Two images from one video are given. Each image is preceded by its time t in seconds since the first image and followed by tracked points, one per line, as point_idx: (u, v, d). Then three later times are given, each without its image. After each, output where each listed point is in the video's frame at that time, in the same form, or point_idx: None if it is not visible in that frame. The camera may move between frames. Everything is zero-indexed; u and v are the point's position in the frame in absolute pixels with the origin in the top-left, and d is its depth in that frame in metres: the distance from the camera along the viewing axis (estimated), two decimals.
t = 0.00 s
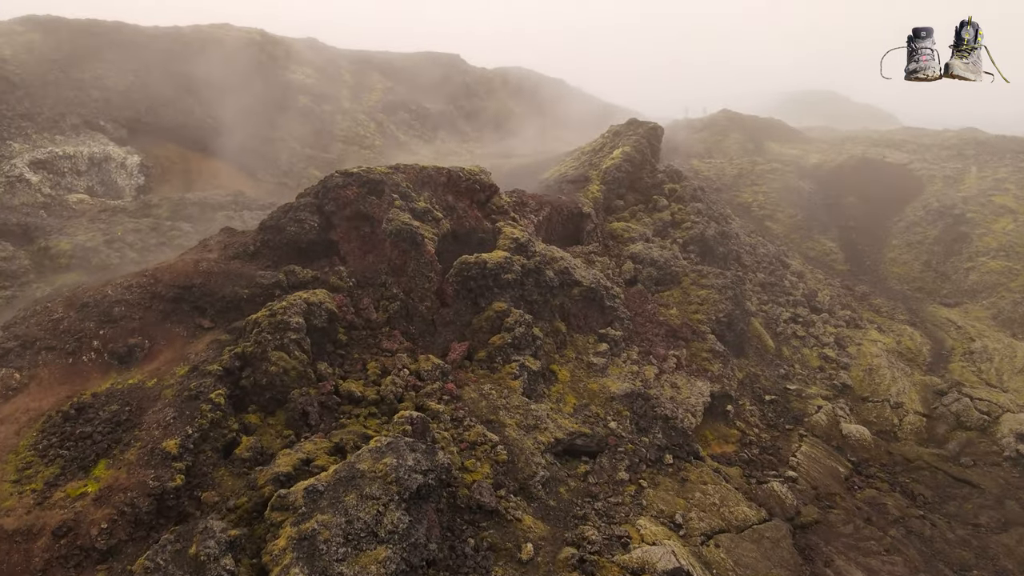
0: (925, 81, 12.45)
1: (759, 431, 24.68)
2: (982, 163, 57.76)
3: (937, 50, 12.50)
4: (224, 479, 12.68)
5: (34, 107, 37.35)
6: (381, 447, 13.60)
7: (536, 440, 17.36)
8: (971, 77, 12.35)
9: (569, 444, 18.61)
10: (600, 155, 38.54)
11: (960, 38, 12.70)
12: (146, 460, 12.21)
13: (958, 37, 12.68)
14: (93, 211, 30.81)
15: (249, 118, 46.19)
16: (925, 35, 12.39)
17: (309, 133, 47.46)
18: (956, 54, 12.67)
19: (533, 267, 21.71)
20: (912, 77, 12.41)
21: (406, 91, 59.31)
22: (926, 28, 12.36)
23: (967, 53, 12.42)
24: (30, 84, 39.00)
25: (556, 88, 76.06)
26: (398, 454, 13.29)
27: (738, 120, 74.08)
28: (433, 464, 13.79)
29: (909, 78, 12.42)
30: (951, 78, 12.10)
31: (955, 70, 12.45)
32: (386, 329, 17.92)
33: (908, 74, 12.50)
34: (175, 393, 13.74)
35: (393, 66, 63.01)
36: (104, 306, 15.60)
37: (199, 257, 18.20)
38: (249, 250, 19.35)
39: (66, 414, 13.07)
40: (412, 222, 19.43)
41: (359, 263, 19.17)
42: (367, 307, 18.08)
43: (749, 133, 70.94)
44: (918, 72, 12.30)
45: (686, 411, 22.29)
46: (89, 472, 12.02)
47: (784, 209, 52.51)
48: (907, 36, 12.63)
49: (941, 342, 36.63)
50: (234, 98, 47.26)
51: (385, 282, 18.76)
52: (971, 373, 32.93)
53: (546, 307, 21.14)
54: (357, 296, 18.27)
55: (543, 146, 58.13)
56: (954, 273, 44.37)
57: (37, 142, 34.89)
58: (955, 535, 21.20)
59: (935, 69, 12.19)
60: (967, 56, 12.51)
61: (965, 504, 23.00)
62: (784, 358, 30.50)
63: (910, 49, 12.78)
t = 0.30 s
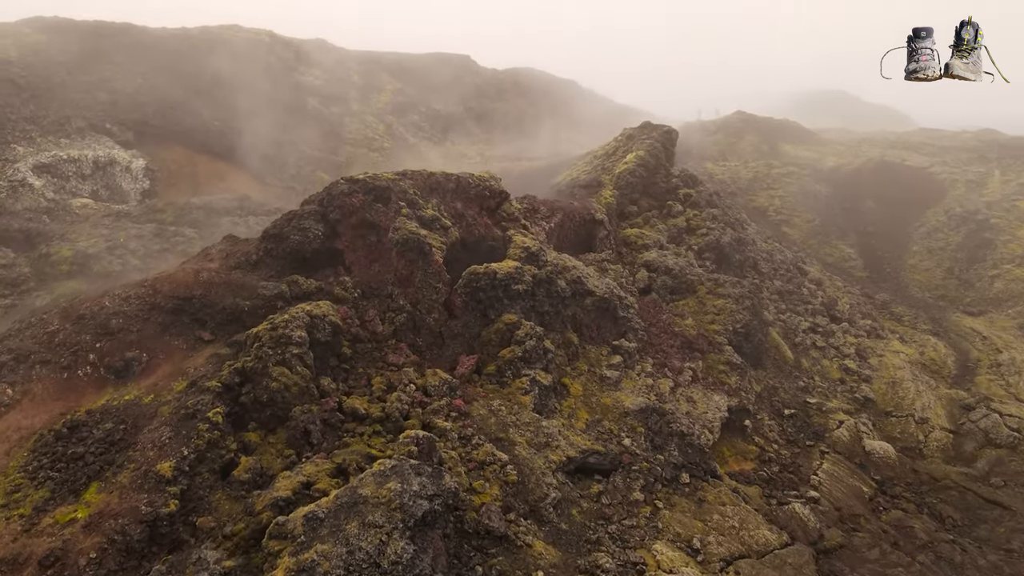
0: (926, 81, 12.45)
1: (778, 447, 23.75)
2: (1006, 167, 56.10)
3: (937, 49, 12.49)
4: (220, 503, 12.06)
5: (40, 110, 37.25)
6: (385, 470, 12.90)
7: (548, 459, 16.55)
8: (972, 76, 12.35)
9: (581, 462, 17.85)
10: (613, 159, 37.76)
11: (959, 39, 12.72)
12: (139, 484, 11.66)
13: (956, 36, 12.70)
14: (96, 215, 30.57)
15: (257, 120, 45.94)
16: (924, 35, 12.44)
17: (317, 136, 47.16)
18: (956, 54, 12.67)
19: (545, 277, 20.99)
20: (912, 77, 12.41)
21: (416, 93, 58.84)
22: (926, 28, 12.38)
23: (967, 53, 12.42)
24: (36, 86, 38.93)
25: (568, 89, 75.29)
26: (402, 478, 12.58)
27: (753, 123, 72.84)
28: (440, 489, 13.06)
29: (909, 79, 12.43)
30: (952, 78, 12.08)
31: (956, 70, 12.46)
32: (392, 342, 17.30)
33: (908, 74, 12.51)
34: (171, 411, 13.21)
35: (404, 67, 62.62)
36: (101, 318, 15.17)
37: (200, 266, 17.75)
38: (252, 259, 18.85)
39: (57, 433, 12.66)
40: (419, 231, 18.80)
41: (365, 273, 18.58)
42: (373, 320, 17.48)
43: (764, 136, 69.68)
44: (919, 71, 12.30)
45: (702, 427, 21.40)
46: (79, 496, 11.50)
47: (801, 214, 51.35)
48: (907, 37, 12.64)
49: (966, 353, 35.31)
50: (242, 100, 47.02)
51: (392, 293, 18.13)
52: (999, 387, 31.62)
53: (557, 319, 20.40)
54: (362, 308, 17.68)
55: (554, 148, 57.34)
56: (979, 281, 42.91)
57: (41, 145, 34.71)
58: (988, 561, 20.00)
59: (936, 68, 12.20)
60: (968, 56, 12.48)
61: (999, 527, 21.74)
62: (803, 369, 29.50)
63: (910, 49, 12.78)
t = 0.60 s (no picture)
0: (925, 81, 12.40)
1: (798, 465, 22.83)
2: None
3: (937, 49, 12.45)
4: (214, 532, 11.45)
5: (43, 114, 37.10)
6: (387, 497, 12.20)
7: (559, 480, 15.67)
8: (972, 76, 12.26)
9: (594, 483, 17.08)
10: (626, 164, 36.95)
11: (959, 38, 12.59)
12: (129, 511, 11.10)
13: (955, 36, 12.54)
14: (99, 221, 30.26)
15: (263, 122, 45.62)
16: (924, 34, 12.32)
17: (324, 138, 46.68)
18: (956, 53, 12.55)
19: (556, 289, 20.27)
20: (912, 77, 12.37)
21: (426, 95, 58.37)
22: (926, 28, 12.33)
23: (967, 53, 12.30)
24: (40, 90, 38.81)
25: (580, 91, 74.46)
26: (406, 507, 11.88)
27: (768, 125, 71.55)
28: (445, 518, 12.35)
29: (909, 79, 12.40)
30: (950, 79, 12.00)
31: (955, 70, 12.36)
32: (398, 356, 16.67)
33: (908, 74, 12.48)
34: (166, 432, 12.72)
35: (413, 69, 62.15)
36: (96, 332, 14.93)
37: (200, 278, 17.41)
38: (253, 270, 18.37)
39: (48, 454, 12.30)
40: (426, 241, 18.16)
41: (371, 285, 18.01)
42: (378, 334, 16.89)
43: (779, 138, 68.41)
44: (918, 72, 12.25)
45: (719, 445, 20.51)
46: (68, 524, 11.00)
47: (818, 219, 50.19)
48: (907, 37, 12.61)
49: (991, 366, 33.99)
50: (247, 102, 46.59)
51: (397, 306, 17.52)
52: None
53: (569, 332, 19.66)
54: (367, 322, 17.10)
55: (565, 151, 56.54)
56: (1005, 289, 41.42)
57: (45, 149, 34.44)
58: None
59: (935, 68, 12.15)
60: (968, 56, 12.37)
61: None
62: (822, 383, 28.52)
63: (910, 49, 12.73)
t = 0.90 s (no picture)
0: (925, 80, 12.79)
1: (814, 486, 21.93)
2: None
3: (937, 49, 12.83)
4: (202, 565, 10.81)
5: (41, 117, 36.65)
6: (385, 528, 11.49)
7: (568, 505, 14.69)
8: (971, 76, 12.66)
9: (602, 507, 16.34)
10: (635, 170, 36.17)
11: (959, 39, 12.98)
12: (115, 544, 10.56)
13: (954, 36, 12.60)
14: (98, 229, 29.91)
15: (265, 126, 45.13)
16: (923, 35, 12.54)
17: (329, 144, 46.53)
18: (956, 54, 12.96)
19: (563, 303, 19.56)
20: (912, 76, 12.74)
21: (433, 98, 57.87)
22: (926, 29, 12.72)
23: (966, 53, 12.68)
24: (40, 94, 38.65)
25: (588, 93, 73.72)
26: (405, 541, 11.20)
27: (780, 128, 70.48)
28: (446, 551, 11.66)
29: (909, 78, 12.77)
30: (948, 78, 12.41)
31: (955, 69, 12.76)
32: (399, 374, 16.05)
33: (908, 74, 12.86)
34: (156, 456, 12.22)
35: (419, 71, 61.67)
36: (86, 350, 14.71)
37: (195, 292, 17.07)
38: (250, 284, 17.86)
39: (32, 480, 11.82)
40: (430, 254, 17.56)
41: (372, 299, 17.46)
42: (380, 350, 16.31)
43: (791, 142, 67.33)
44: (918, 72, 12.65)
45: (733, 466, 19.62)
46: (50, 558, 10.50)
47: (831, 225, 49.19)
48: (907, 37, 12.99)
49: (1013, 378, 32.85)
50: (251, 106, 46.31)
51: (399, 321, 16.94)
52: None
53: (577, 348, 18.95)
54: (367, 338, 16.55)
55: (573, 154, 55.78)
56: None
57: (44, 154, 33.94)
58: None
59: (934, 68, 12.56)
60: (968, 56, 12.73)
61: None
62: (838, 397, 27.63)
63: (911, 49, 13.11)
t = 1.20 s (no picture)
0: (923, 81, 12.68)
1: (826, 505, 21.19)
2: None
3: (937, 49, 12.70)
4: None
5: (38, 121, 36.51)
6: (381, 559, 10.85)
7: (574, 527, 13.92)
8: (971, 76, 12.49)
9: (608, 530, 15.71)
10: (641, 176, 35.56)
11: (959, 39, 12.80)
12: None
13: (955, 34, 12.25)
14: (93, 235, 29.65)
15: (264, 129, 44.76)
16: (925, 35, 12.19)
17: (331, 147, 46.10)
18: (957, 54, 12.77)
19: (568, 316, 19.00)
20: (913, 77, 12.54)
21: (436, 100, 57.42)
22: (925, 29, 12.55)
23: (966, 54, 12.47)
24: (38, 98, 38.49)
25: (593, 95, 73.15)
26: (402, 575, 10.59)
27: (787, 131, 69.63)
28: None
29: (909, 78, 12.58)
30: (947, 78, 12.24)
31: (955, 70, 12.57)
32: (398, 391, 15.53)
33: (908, 73, 12.66)
34: (144, 482, 11.79)
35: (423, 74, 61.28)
36: (75, 367, 14.47)
37: (188, 306, 16.85)
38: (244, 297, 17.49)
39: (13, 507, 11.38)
40: (431, 267, 17.07)
41: (371, 313, 17.00)
42: (378, 366, 15.86)
43: (799, 145, 66.50)
44: (918, 72, 12.43)
45: (744, 484, 18.87)
46: None
47: (839, 231, 48.40)
48: (908, 37, 12.80)
49: None
50: (251, 109, 46.00)
51: (399, 336, 16.47)
52: None
53: (581, 363, 18.38)
54: (366, 354, 16.06)
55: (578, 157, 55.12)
56: None
57: (40, 159, 33.97)
58: None
59: (932, 68, 12.44)
60: (967, 57, 12.57)
61: None
62: (849, 411, 26.94)
63: (912, 50, 12.93)
